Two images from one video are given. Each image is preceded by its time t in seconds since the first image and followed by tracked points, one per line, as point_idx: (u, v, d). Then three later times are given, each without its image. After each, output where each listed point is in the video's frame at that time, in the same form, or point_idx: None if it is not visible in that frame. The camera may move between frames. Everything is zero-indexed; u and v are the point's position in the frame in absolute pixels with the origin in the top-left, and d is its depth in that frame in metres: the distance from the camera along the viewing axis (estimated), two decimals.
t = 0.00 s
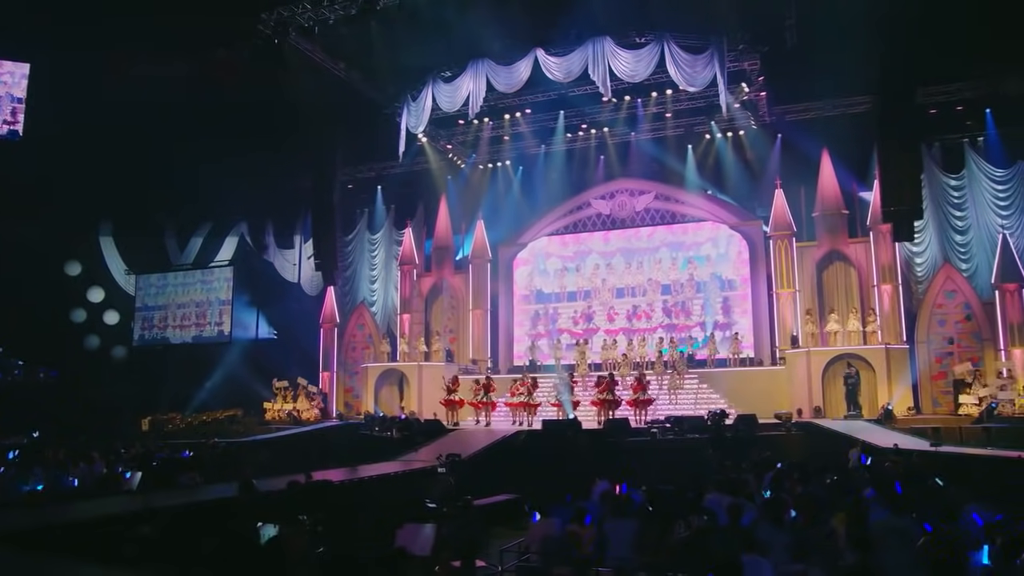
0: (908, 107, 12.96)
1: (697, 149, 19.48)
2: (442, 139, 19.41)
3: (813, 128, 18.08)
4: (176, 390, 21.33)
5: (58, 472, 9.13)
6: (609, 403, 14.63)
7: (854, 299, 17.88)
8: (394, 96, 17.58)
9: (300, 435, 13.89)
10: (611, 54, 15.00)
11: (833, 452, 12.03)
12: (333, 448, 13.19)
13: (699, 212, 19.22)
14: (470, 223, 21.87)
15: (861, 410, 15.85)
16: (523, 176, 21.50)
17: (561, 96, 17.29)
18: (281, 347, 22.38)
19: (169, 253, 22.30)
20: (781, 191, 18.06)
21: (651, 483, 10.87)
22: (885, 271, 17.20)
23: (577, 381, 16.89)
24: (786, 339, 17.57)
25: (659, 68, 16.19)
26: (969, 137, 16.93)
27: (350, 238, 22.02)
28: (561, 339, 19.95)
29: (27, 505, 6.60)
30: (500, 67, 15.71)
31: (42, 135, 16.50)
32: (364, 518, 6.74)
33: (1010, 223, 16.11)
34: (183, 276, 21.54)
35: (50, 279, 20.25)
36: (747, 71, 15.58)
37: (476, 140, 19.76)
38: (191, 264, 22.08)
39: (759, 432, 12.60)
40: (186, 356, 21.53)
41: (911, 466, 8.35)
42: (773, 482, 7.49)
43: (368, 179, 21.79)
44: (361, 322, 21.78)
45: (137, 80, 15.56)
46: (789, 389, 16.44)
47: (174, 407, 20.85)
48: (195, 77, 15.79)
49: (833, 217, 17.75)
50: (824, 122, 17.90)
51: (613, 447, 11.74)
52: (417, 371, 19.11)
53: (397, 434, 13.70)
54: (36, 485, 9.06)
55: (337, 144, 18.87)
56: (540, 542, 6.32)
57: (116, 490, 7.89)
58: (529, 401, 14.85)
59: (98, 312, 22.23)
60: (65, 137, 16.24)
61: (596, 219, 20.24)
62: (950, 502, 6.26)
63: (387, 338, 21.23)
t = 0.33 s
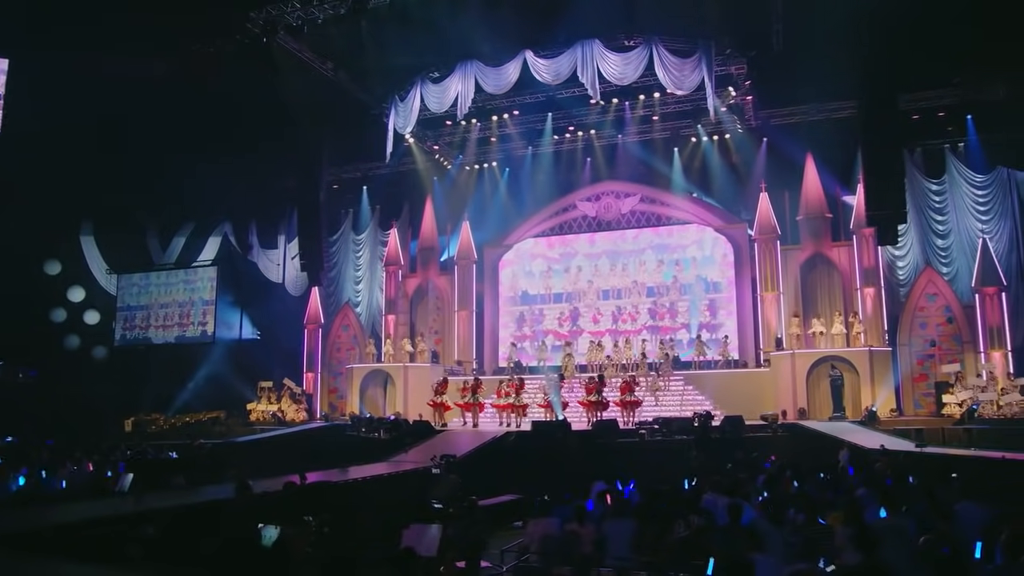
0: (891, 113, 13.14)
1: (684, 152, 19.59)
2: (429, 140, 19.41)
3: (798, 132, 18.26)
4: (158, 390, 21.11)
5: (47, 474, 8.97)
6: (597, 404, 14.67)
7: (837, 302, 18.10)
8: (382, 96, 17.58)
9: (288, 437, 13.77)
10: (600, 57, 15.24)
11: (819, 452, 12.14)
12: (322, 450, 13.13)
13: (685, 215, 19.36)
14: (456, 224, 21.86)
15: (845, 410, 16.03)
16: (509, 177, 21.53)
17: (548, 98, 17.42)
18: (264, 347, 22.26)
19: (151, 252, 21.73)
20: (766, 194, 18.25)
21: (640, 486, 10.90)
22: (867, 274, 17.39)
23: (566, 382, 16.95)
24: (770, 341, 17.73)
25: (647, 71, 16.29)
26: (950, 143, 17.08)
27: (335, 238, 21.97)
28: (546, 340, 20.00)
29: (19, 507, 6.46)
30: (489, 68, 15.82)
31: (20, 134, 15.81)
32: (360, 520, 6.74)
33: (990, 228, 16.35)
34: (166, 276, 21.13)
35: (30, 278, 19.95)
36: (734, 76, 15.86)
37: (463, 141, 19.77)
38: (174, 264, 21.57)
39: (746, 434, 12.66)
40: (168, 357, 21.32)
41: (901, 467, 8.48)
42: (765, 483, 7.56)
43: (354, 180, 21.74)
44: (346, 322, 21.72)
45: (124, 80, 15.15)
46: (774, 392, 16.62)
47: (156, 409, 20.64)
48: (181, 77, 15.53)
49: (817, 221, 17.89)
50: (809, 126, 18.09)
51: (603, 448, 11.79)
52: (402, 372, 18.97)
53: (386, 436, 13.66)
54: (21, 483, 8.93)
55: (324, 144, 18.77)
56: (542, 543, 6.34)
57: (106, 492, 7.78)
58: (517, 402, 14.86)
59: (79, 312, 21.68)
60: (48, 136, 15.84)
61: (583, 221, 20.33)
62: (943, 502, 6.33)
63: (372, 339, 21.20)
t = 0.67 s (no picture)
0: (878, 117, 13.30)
1: (671, 154, 19.68)
2: (418, 141, 19.41)
3: (783, 134, 18.51)
4: (141, 390, 20.88)
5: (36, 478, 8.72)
6: (585, 406, 14.73)
7: (823, 304, 18.24)
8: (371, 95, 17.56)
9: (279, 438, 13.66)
10: (590, 59, 15.54)
11: (806, 453, 12.26)
12: (310, 451, 13.06)
13: (672, 216, 19.46)
14: (442, 225, 21.84)
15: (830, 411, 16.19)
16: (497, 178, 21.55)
17: (538, 99, 17.50)
18: (249, 347, 22.16)
19: (134, 251, 21.23)
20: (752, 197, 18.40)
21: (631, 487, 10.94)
22: (851, 277, 17.53)
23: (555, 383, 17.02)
24: (756, 344, 17.88)
25: (637, 74, 16.40)
26: (932, 146, 17.37)
27: (321, 239, 21.75)
28: (533, 341, 20.04)
29: (15, 512, 6.34)
30: (479, 70, 15.98)
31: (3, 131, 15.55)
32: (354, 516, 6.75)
33: (972, 231, 16.58)
34: (149, 278, 20.80)
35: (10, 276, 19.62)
36: (723, 79, 16.64)
37: (452, 142, 19.78)
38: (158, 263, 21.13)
39: (734, 434, 12.76)
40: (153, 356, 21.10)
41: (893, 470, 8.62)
42: (761, 484, 7.64)
43: (341, 179, 21.78)
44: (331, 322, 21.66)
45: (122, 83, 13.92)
46: (760, 393, 16.74)
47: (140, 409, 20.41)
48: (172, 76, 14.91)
49: (803, 223, 18.05)
50: (795, 129, 18.32)
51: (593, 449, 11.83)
52: (389, 373, 18.88)
53: (375, 437, 13.62)
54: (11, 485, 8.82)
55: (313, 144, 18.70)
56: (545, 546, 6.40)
57: (96, 495, 7.64)
58: (505, 404, 14.88)
59: (59, 310, 20.71)
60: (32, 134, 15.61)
61: (570, 222, 20.39)
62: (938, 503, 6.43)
63: (359, 339, 21.17)
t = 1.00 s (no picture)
0: (870, 122, 13.48)
1: (664, 156, 19.80)
2: (411, 142, 19.40)
3: (775, 137, 18.77)
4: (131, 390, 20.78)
5: (35, 479, 8.75)
6: (581, 406, 14.82)
7: (813, 307, 18.35)
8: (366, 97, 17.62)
9: (274, 439, 13.60)
10: (585, 62, 15.21)
11: (800, 454, 12.37)
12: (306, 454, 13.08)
13: (665, 219, 19.52)
14: (434, 226, 21.79)
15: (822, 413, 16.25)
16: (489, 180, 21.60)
17: (534, 102, 17.52)
18: (240, 347, 22.12)
19: (124, 251, 21.02)
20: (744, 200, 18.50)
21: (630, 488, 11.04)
22: (842, 280, 17.60)
23: (549, 385, 17.00)
24: (748, 346, 17.98)
25: (632, 77, 16.49)
26: (922, 151, 17.53)
27: (312, 238, 21.76)
28: (525, 343, 20.08)
29: (16, 516, 6.28)
30: (474, 72, 15.71)
31: None
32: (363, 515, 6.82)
33: (960, 235, 16.69)
34: (142, 278, 20.70)
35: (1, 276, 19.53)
36: (716, 82, 16.00)
37: (445, 143, 19.80)
38: (149, 263, 20.95)
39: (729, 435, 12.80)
40: (143, 357, 20.85)
41: (889, 471, 8.77)
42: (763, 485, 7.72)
43: (334, 180, 21.92)
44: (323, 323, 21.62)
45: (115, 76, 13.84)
46: (751, 395, 16.84)
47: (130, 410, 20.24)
48: (169, 77, 14.88)
49: (794, 227, 18.21)
50: (787, 133, 18.64)
51: (590, 450, 11.91)
52: (381, 374, 18.88)
53: (371, 438, 13.65)
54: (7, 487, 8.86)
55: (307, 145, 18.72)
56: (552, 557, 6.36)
57: (98, 496, 7.64)
58: (501, 405, 14.95)
59: (48, 311, 20.50)
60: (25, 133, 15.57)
61: (562, 223, 20.39)
62: (938, 507, 6.52)
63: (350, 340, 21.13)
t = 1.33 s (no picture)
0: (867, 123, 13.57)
1: (662, 157, 19.86)
2: (409, 142, 19.42)
3: (772, 138, 18.86)
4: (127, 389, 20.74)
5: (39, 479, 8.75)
6: (580, 406, 14.88)
7: (809, 307, 18.52)
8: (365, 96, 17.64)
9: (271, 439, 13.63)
10: (585, 64, 15.48)
11: (798, 453, 12.43)
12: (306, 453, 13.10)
13: (662, 219, 19.58)
14: (431, 225, 21.78)
15: (818, 412, 16.33)
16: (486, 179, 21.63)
17: (533, 103, 17.59)
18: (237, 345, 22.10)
19: (119, 250, 20.80)
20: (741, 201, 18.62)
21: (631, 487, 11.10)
22: (838, 281, 17.73)
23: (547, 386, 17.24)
24: (744, 345, 18.06)
25: (630, 78, 16.58)
26: (917, 152, 17.77)
27: (310, 237, 21.78)
28: (522, 342, 20.13)
29: (25, 516, 6.30)
30: (474, 72, 16.00)
31: None
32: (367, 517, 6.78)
33: (955, 236, 16.85)
34: (138, 277, 20.59)
35: None
36: (715, 83, 16.56)
37: (443, 143, 19.81)
38: (145, 262, 20.76)
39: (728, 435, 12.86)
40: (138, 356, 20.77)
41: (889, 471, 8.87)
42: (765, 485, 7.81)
43: (331, 180, 21.97)
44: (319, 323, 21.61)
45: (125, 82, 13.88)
46: (748, 395, 16.89)
47: (126, 409, 20.23)
48: (170, 78, 14.85)
49: (791, 227, 18.36)
50: (784, 134, 18.76)
51: (591, 449, 11.95)
52: (379, 373, 18.82)
53: (371, 437, 13.68)
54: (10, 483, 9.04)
55: (305, 143, 18.71)
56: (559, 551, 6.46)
57: (104, 496, 7.64)
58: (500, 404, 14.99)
59: (43, 310, 20.13)
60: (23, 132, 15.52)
61: (560, 223, 20.43)
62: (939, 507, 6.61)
63: (348, 339, 21.15)
